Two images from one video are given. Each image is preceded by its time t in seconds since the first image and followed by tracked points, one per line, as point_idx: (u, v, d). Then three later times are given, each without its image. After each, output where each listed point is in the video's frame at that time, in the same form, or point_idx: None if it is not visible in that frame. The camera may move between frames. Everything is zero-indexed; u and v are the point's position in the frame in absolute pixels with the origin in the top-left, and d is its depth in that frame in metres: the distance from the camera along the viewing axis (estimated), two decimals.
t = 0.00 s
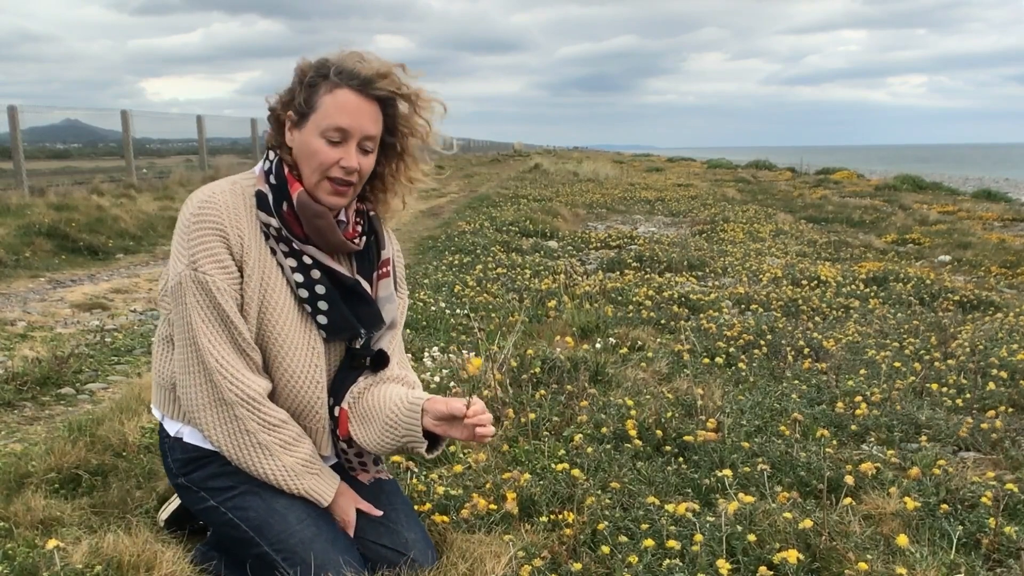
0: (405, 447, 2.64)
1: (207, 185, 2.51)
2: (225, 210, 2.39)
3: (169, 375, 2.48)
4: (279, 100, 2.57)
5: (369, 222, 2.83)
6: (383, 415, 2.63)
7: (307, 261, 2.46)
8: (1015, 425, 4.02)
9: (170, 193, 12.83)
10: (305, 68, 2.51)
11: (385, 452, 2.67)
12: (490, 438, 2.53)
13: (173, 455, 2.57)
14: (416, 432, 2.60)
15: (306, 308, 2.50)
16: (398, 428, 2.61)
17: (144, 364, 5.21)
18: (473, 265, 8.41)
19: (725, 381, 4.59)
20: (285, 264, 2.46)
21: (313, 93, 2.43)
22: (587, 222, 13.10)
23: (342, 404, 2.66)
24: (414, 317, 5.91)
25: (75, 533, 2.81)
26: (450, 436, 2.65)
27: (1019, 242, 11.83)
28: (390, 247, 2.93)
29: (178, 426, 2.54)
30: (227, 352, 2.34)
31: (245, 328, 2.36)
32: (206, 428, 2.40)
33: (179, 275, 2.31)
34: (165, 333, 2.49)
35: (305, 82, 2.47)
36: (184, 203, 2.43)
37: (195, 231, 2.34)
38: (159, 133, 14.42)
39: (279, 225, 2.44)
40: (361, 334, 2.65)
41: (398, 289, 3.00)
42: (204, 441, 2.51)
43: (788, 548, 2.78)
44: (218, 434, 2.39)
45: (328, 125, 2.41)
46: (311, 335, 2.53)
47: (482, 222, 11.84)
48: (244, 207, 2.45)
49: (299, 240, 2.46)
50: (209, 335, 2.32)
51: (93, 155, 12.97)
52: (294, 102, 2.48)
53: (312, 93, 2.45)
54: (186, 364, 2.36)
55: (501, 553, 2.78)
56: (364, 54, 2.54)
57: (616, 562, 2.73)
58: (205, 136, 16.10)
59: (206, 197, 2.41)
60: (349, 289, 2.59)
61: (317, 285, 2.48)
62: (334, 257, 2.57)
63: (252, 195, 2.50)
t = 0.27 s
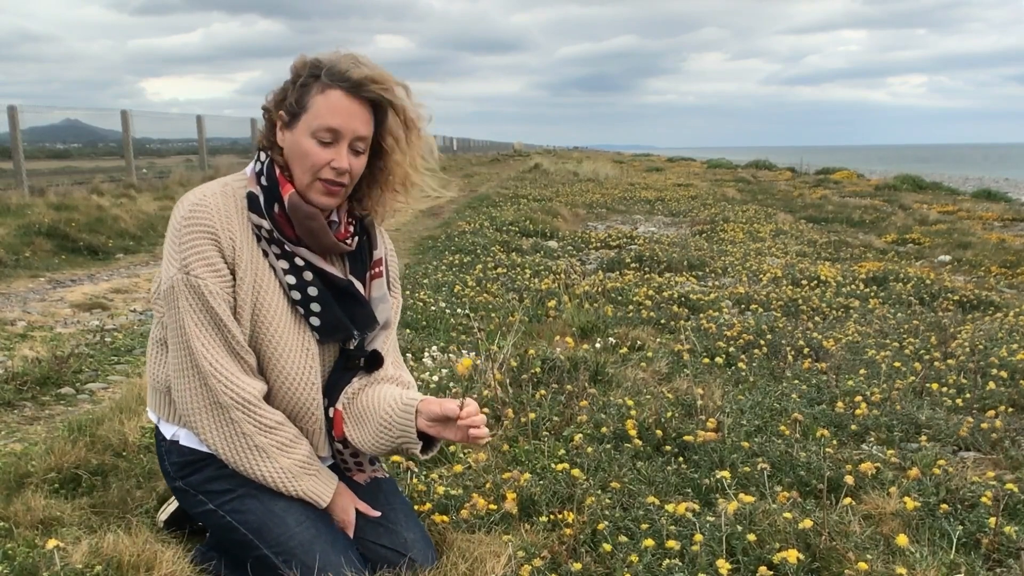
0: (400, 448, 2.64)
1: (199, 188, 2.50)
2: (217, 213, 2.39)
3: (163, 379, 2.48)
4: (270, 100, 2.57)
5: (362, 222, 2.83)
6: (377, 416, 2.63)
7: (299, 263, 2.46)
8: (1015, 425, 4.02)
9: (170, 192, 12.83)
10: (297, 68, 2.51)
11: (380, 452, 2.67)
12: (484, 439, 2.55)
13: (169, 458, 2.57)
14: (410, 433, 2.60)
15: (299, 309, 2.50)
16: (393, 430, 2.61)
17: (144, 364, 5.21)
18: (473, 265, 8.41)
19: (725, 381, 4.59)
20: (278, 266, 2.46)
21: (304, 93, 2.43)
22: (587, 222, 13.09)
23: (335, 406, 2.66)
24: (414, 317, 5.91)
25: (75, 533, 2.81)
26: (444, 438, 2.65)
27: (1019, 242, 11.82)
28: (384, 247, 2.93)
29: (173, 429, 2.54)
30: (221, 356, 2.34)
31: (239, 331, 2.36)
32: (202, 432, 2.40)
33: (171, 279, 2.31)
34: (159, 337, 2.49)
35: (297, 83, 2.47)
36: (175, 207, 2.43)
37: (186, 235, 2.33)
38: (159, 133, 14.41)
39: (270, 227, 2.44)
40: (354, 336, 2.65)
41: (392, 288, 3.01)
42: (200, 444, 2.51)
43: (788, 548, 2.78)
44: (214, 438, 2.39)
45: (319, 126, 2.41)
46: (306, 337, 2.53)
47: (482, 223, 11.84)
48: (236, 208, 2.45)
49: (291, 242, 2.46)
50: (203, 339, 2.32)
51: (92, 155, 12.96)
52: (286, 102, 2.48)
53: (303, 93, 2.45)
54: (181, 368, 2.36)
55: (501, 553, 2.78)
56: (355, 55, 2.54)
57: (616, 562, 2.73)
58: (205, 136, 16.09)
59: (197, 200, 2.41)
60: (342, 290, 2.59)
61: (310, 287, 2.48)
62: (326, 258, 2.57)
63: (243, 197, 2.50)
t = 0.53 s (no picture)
0: (401, 449, 2.65)
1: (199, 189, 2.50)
2: (217, 216, 2.39)
3: (162, 380, 2.48)
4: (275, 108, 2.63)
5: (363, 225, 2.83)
6: (377, 418, 2.63)
7: (298, 265, 2.46)
8: (1014, 425, 4.02)
9: (170, 192, 12.83)
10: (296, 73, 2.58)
11: (380, 455, 2.67)
12: (485, 441, 2.56)
13: (168, 459, 2.57)
14: (411, 434, 2.61)
15: (297, 311, 2.50)
16: (393, 431, 2.61)
17: (144, 364, 5.21)
18: (473, 265, 8.41)
19: (725, 381, 4.59)
20: (277, 268, 2.47)
21: (296, 91, 2.48)
22: (587, 222, 13.10)
23: (334, 408, 2.66)
24: (414, 317, 5.91)
25: (75, 533, 2.82)
26: (444, 439, 2.66)
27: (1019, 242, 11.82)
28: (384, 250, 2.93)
29: (171, 430, 2.54)
30: (220, 357, 2.34)
31: (238, 333, 2.37)
32: (201, 433, 2.40)
33: (171, 282, 2.31)
34: (158, 338, 2.49)
35: (292, 83, 2.52)
36: (175, 209, 2.43)
37: (186, 238, 2.33)
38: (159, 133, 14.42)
39: (269, 229, 2.44)
40: (353, 339, 2.65)
41: (392, 291, 3.01)
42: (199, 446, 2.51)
43: (788, 548, 2.78)
44: (213, 439, 2.40)
45: (304, 118, 2.43)
46: (305, 339, 2.53)
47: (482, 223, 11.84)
48: (236, 212, 2.45)
49: (289, 244, 2.46)
50: (203, 341, 2.32)
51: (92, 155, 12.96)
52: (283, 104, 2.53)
53: (295, 93, 2.50)
54: (180, 370, 2.36)
55: (501, 553, 2.78)
56: (349, 54, 2.57)
57: (616, 562, 2.73)
58: (205, 136, 16.09)
59: (198, 202, 2.41)
60: (342, 295, 2.59)
61: (308, 290, 2.47)
62: (325, 261, 2.57)
63: (244, 199, 2.50)
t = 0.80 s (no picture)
0: (400, 454, 2.67)
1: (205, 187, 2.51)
2: (223, 215, 2.39)
3: (164, 378, 2.48)
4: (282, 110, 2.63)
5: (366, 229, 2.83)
6: (379, 423, 2.64)
7: (302, 268, 2.46)
8: (1014, 425, 4.02)
9: (170, 192, 12.83)
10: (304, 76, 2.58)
11: (379, 459, 2.68)
12: (485, 448, 2.55)
13: (168, 459, 2.57)
14: (411, 439, 2.63)
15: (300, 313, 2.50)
16: (392, 436, 2.63)
17: (144, 364, 5.21)
18: (473, 265, 8.41)
19: (725, 381, 4.59)
20: (281, 270, 2.46)
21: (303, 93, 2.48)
22: (587, 222, 13.10)
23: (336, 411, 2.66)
24: (414, 317, 5.90)
25: (75, 533, 2.81)
26: (444, 446, 2.68)
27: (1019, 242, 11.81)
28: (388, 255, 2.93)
29: (173, 428, 2.54)
30: (223, 357, 2.34)
31: (241, 332, 2.37)
32: (202, 432, 2.40)
33: (175, 279, 2.31)
34: (160, 336, 2.49)
35: (299, 86, 2.53)
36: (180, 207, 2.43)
37: (191, 236, 2.33)
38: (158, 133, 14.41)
39: (274, 230, 2.43)
40: (356, 344, 2.65)
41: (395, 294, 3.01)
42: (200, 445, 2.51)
43: (788, 548, 2.78)
44: (214, 439, 2.39)
45: (312, 121, 2.43)
46: (307, 341, 2.53)
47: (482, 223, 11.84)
48: (241, 212, 2.45)
49: (294, 246, 2.45)
50: (206, 340, 2.32)
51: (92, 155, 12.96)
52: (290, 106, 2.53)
53: (303, 94, 2.50)
54: (183, 368, 2.36)
55: (501, 553, 2.78)
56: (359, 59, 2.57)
57: (616, 562, 2.73)
58: (205, 136, 16.09)
59: (204, 200, 2.40)
60: (345, 299, 2.59)
61: (311, 292, 2.47)
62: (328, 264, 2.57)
63: (251, 199, 2.50)
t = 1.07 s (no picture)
0: (400, 454, 2.66)
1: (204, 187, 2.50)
2: (222, 214, 2.39)
3: (163, 379, 2.48)
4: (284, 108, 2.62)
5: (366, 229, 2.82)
6: (378, 422, 2.64)
7: (302, 268, 2.46)
8: (1014, 424, 4.01)
9: (170, 191, 12.83)
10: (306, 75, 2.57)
11: (378, 459, 2.68)
12: (484, 448, 2.55)
13: (168, 459, 2.57)
14: (411, 439, 2.63)
15: (301, 313, 2.50)
16: (392, 435, 2.62)
17: (144, 364, 5.21)
18: (473, 265, 8.41)
19: (725, 381, 4.58)
20: (281, 269, 2.46)
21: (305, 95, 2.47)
22: (587, 222, 13.10)
23: (335, 411, 2.66)
24: (413, 317, 5.90)
25: (75, 533, 2.81)
26: (443, 445, 2.68)
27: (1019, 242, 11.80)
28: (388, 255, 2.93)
29: (172, 429, 2.54)
30: (223, 357, 2.34)
31: (241, 332, 2.36)
32: (202, 432, 2.40)
33: (175, 279, 2.31)
34: (160, 336, 2.48)
35: (302, 87, 2.51)
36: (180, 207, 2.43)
37: (191, 235, 2.33)
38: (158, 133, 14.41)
39: (274, 230, 2.43)
40: (355, 344, 2.65)
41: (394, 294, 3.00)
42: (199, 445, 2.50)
43: (788, 548, 2.77)
44: (214, 438, 2.39)
45: (314, 125, 2.42)
46: (307, 340, 2.53)
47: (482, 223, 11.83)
48: (242, 211, 2.45)
49: (294, 246, 2.45)
50: (206, 339, 2.32)
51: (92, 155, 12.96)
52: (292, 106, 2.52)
53: (306, 96, 2.49)
54: (182, 368, 2.36)
55: (501, 553, 2.78)
56: (363, 61, 2.56)
57: (616, 562, 2.73)
58: (205, 136, 16.09)
59: (204, 200, 2.40)
60: (345, 298, 2.59)
61: (311, 292, 2.47)
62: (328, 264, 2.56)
63: (251, 199, 2.50)
